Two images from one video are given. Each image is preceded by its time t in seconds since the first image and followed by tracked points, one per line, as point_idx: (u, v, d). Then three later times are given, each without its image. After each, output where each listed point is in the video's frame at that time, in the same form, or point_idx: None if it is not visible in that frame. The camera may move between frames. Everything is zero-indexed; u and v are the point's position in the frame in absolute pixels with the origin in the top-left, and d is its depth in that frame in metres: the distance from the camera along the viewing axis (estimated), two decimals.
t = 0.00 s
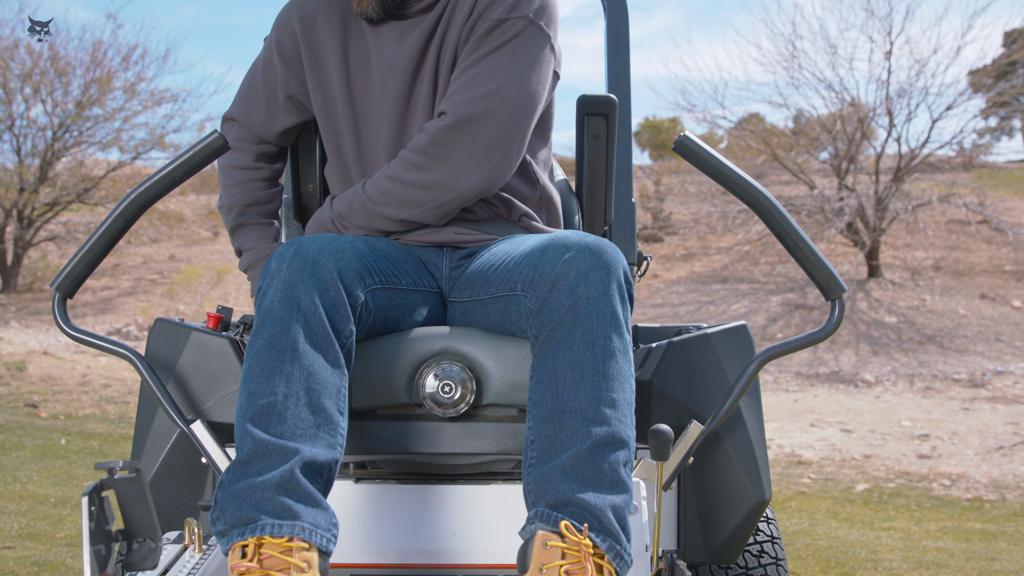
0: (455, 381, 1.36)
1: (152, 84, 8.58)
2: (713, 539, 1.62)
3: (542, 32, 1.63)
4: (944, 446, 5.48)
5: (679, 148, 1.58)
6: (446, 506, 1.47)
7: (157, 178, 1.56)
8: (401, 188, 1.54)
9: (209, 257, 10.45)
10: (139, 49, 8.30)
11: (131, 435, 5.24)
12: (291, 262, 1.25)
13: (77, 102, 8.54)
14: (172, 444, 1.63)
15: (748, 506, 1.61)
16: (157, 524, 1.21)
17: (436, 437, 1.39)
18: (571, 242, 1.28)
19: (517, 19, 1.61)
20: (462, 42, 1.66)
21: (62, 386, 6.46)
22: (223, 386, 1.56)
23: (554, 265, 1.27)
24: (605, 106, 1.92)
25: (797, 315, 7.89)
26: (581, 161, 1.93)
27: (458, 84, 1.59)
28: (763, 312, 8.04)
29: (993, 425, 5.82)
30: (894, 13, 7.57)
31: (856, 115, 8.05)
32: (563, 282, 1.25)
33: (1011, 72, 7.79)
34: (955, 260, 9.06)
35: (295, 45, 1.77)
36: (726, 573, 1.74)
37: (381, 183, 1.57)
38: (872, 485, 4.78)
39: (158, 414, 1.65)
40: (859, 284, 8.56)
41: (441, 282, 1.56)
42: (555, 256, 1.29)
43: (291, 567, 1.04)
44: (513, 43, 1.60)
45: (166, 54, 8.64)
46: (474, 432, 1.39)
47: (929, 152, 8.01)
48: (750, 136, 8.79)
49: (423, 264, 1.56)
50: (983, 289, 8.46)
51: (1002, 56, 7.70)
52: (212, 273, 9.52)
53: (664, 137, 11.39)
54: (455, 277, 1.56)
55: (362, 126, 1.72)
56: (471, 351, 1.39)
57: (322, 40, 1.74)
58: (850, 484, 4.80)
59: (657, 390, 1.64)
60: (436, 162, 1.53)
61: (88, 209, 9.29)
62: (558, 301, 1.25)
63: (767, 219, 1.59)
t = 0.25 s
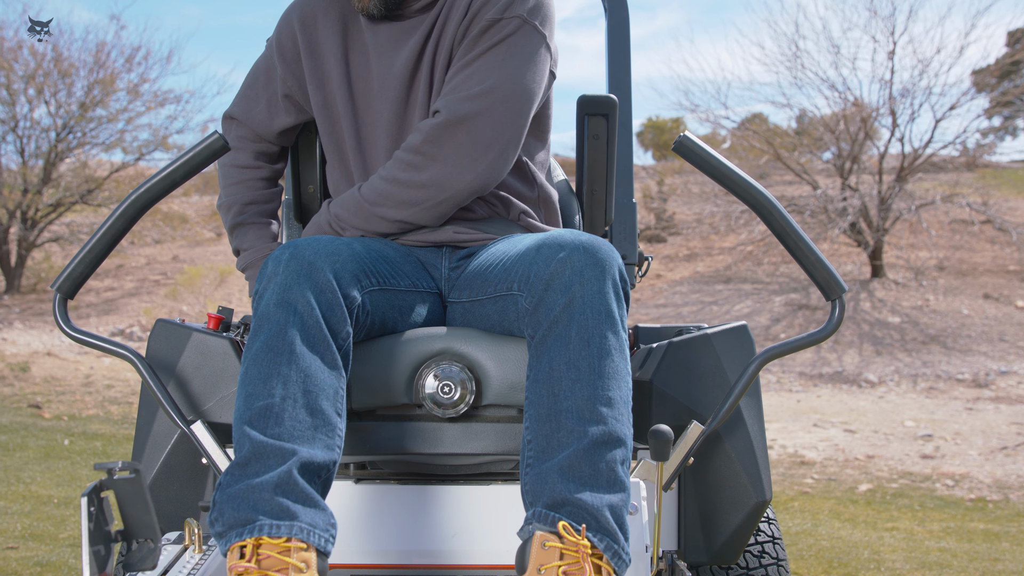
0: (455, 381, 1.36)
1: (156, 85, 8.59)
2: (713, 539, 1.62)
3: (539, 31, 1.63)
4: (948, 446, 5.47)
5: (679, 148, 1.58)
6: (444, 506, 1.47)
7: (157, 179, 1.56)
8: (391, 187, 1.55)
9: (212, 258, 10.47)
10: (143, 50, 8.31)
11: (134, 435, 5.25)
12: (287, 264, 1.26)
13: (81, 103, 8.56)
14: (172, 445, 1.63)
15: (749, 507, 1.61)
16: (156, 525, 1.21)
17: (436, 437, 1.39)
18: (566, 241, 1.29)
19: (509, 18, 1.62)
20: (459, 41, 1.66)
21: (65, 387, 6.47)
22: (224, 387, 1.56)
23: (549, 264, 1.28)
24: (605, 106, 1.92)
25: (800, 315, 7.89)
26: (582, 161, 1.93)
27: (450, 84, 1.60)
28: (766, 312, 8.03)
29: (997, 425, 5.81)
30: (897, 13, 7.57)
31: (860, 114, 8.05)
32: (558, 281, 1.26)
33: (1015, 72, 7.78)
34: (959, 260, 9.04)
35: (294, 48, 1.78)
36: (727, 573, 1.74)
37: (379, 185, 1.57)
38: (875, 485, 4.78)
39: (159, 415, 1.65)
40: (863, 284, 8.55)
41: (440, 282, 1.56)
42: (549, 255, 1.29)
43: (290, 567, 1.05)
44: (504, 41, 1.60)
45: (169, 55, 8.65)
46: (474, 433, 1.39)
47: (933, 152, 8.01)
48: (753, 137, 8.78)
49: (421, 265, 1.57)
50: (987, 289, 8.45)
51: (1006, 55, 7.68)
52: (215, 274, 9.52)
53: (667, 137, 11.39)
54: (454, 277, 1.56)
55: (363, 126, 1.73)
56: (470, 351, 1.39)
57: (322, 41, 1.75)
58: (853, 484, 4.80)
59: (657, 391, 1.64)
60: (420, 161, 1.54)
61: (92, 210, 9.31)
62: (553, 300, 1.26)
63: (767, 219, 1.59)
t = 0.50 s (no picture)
0: (452, 382, 1.36)
1: (157, 85, 8.60)
2: (712, 539, 1.62)
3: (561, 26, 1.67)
4: (948, 446, 5.47)
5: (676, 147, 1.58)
6: (441, 506, 1.48)
7: (155, 180, 1.57)
8: (480, 164, 1.53)
9: (213, 258, 10.47)
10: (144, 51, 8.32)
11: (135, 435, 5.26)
12: (282, 264, 1.25)
13: (82, 104, 8.56)
14: (170, 445, 1.63)
15: (746, 506, 1.61)
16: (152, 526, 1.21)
17: (433, 438, 1.39)
18: (562, 241, 1.29)
19: (549, 14, 1.66)
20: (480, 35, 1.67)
21: (66, 388, 6.47)
22: (222, 388, 1.56)
23: (546, 265, 1.28)
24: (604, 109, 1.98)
25: (801, 316, 7.89)
26: (580, 161, 1.97)
27: (515, 72, 1.61)
28: (767, 313, 8.04)
29: (997, 425, 5.80)
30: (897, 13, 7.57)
31: (861, 115, 8.06)
32: (555, 281, 1.26)
33: (1017, 72, 7.78)
34: (960, 261, 9.04)
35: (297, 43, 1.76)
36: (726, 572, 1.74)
37: (454, 153, 1.53)
38: (876, 486, 4.78)
39: (157, 416, 1.65)
40: (864, 284, 8.54)
41: (439, 283, 1.57)
42: (548, 254, 1.30)
43: (286, 568, 1.05)
44: (554, 34, 1.64)
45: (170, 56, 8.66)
46: (471, 433, 1.40)
47: (934, 152, 8.01)
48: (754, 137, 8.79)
49: (420, 266, 1.57)
50: (988, 289, 8.44)
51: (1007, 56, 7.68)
52: (216, 275, 9.55)
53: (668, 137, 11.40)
54: (453, 278, 1.57)
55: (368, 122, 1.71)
56: (468, 352, 1.39)
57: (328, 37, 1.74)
58: (854, 484, 4.80)
59: (655, 392, 1.64)
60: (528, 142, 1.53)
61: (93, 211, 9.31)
62: (551, 300, 1.26)
63: (765, 219, 1.59)
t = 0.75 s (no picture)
0: (450, 381, 1.36)
1: (158, 86, 8.60)
2: (710, 540, 1.62)
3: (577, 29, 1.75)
4: (949, 446, 5.46)
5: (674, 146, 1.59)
6: (438, 506, 1.48)
7: (152, 181, 1.57)
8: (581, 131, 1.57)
9: (214, 258, 10.47)
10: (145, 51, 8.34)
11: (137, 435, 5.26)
12: (281, 261, 1.26)
13: (84, 105, 8.58)
14: (168, 446, 1.63)
15: (744, 507, 1.61)
16: (148, 525, 1.22)
17: (431, 438, 1.39)
18: (561, 241, 1.29)
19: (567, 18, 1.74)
20: (498, 31, 1.73)
21: (67, 388, 6.47)
22: (220, 388, 1.57)
23: (543, 265, 1.28)
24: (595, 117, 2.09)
25: (803, 316, 7.89)
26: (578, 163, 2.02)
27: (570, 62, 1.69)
28: (768, 313, 8.03)
29: (999, 425, 5.80)
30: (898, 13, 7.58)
31: (862, 115, 8.05)
32: (553, 281, 1.26)
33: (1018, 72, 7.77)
34: (962, 261, 9.03)
35: (307, 38, 1.77)
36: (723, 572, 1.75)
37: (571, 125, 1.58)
38: (876, 486, 4.78)
39: (155, 416, 1.65)
40: (865, 284, 8.54)
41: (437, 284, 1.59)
42: (547, 253, 1.30)
43: (282, 568, 1.06)
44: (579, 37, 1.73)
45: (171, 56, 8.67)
46: (468, 433, 1.40)
47: (935, 152, 8.00)
48: (755, 137, 8.80)
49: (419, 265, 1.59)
50: (990, 289, 8.43)
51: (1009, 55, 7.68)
52: (218, 275, 9.56)
53: (669, 137, 11.40)
54: (451, 278, 1.59)
55: (378, 113, 1.71)
56: (465, 352, 1.39)
57: (339, 33, 1.77)
58: (855, 485, 4.79)
59: (654, 391, 1.64)
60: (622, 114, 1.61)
61: (94, 211, 9.32)
62: (549, 300, 1.26)
63: (762, 220, 1.59)
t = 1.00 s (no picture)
0: (451, 382, 1.36)
1: (162, 87, 8.62)
2: (712, 540, 1.62)
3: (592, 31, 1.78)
4: (954, 446, 5.45)
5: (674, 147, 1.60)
6: (439, 507, 1.48)
7: (154, 181, 1.57)
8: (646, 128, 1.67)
9: (219, 259, 10.49)
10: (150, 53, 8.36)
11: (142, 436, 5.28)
12: (285, 260, 1.26)
13: (89, 106, 8.60)
14: (171, 446, 1.64)
15: (746, 507, 1.61)
16: (150, 525, 1.23)
17: (432, 438, 1.39)
18: (564, 242, 1.29)
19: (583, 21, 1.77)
20: (513, 32, 1.77)
21: (72, 389, 6.49)
22: (223, 388, 1.57)
23: (547, 265, 1.28)
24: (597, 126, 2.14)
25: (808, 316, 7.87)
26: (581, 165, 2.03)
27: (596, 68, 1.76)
28: (773, 312, 8.02)
29: (1004, 425, 5.78)
30: (903, 12, 7.56)
31: (867, 114, 8.03)
32: (556, 281, 1.26)
33: None
34: (967, 260, 9.01)
35: (321, 34, 1.78)
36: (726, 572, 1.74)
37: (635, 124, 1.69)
38: (882, 485, 4.77)
39: (158, 416, 1.66)
40: (870, 283, 8.52)
41: (440, 284, 1.61)
42: (552, 252, 1.30)
43: (283, 567, 1.05)
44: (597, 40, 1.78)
45: (175, 58, 8.69)
46: (470, 434, 1.40)
47: (940, 151, 7.98)
48: (759, 137, 8.80)
49: (423, 265, 1.62)
50: (995, 288, 8.41)
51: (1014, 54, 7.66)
52: (223, 275, 9.57)
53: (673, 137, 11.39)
54: (454, 278, 1.62)
55: (390, 108, 1.73)
56: (467, 352, 1.40)
57: (353, 31, 1.80)
58: (859, 484, 4.78)
59: (656, 391, 1.64)
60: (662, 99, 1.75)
61: (100, 212, 9.35)
62: (552, 300, 1.26)
63: (764, 219, 1.59)
